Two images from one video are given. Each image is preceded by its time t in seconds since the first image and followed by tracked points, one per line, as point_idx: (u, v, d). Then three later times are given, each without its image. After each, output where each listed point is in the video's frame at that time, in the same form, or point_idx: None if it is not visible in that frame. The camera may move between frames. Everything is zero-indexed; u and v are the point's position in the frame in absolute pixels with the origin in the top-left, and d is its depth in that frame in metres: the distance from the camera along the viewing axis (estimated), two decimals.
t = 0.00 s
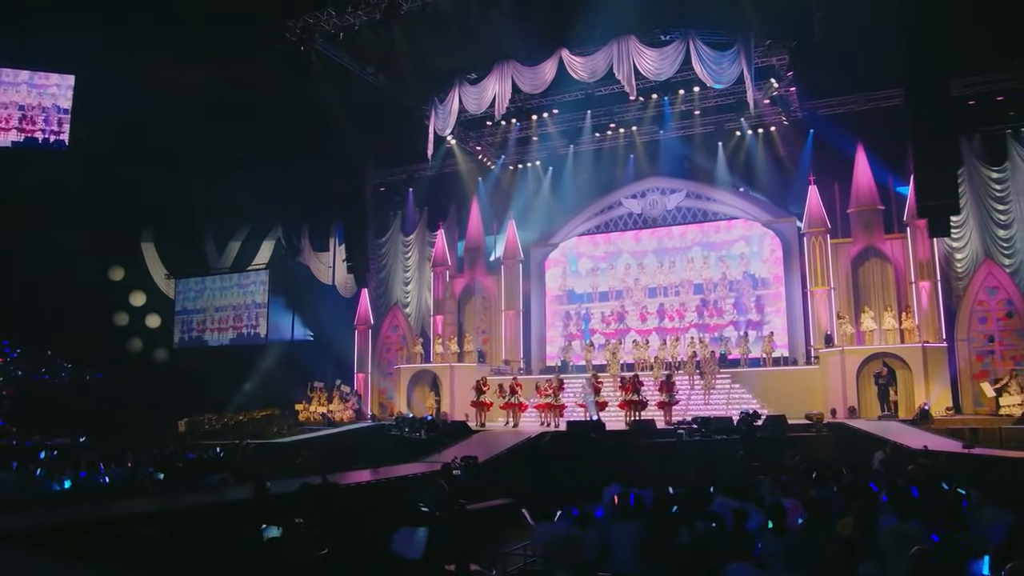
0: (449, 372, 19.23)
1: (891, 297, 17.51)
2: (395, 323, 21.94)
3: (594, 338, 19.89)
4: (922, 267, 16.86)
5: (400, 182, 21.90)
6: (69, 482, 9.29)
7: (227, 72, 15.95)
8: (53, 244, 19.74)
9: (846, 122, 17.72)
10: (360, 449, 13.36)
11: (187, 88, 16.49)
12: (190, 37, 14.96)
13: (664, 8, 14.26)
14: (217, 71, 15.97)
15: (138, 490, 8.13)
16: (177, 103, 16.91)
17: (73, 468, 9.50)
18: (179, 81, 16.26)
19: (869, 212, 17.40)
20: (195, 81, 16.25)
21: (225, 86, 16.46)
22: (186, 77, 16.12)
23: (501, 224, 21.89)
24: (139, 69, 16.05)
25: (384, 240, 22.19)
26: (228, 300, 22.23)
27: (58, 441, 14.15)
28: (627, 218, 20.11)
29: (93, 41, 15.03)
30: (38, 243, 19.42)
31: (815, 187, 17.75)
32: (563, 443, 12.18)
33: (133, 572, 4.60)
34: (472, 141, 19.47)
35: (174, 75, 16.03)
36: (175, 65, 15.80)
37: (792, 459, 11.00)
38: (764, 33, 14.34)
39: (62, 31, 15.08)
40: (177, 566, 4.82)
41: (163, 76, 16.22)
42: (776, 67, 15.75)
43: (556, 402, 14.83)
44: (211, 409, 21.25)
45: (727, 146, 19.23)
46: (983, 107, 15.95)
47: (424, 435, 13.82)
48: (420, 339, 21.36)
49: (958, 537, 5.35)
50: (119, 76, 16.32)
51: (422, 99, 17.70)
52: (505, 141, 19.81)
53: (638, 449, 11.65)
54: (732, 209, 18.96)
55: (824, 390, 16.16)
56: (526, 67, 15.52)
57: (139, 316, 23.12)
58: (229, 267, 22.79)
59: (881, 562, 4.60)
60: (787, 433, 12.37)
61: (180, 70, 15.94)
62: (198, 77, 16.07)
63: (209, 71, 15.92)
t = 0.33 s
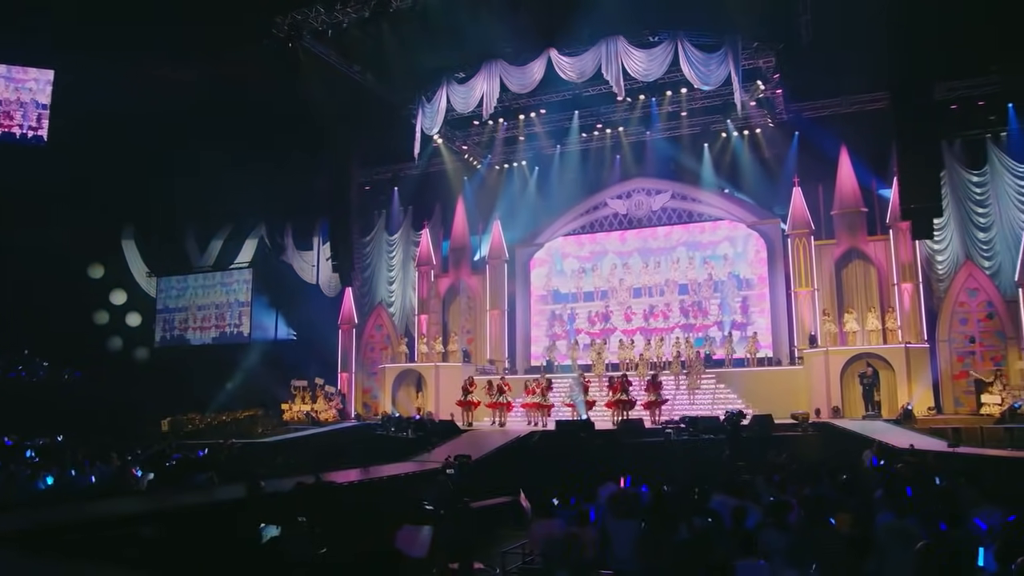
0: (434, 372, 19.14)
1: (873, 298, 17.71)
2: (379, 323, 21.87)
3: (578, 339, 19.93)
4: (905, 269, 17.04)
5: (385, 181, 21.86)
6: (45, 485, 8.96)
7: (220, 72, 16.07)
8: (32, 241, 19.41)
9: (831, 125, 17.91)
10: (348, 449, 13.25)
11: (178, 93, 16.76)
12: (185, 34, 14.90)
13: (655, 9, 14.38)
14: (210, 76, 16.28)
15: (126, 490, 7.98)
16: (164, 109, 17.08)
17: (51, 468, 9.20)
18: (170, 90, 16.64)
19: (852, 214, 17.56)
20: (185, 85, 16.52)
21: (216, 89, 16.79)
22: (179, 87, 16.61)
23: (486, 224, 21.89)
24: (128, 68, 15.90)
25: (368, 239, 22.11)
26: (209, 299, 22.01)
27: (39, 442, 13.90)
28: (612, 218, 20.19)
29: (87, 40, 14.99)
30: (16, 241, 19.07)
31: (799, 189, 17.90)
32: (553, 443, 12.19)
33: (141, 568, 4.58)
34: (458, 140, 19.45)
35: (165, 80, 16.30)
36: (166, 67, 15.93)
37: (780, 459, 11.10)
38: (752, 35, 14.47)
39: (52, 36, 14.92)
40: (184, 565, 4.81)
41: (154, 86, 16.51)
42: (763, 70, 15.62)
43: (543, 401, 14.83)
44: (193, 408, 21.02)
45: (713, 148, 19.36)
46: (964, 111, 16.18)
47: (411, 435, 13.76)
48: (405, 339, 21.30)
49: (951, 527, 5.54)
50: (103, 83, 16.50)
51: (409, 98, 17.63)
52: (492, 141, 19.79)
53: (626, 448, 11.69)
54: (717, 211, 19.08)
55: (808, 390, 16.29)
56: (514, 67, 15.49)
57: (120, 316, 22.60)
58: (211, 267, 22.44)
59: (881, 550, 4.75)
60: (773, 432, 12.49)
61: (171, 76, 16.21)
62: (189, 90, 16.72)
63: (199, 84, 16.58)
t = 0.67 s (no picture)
0: (417, 371, 19.11)
1: (854, 299, 17.88)
2: (361, 322, 21.78)
3: (561, 339, 19.95)
4: (885, 271, 17.20)
5: (368, 179, 21.79)
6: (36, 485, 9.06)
7: (206, 72, 15.74)
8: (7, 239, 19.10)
9: (813, 128, 18.08)
10: (333, 448, 13.19)
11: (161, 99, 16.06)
12: (175, 32, 14.79)
13: (643, 10, 14.51)
14: (195, 77, 15.79)
15: (116, 490, 7.89)
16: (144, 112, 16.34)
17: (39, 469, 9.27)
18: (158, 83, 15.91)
19: (833, 217, 17.75)
20: (169, 84, 15.77)
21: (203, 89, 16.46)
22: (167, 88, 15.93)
23: (470, 223, 21.87)
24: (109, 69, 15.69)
25: (350, 238, 22.02)
26: (188, 297, 21.51)
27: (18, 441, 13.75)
28: (596, 219, 20.24)
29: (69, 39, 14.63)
30: None
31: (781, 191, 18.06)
32: (540, 442, 12.24)
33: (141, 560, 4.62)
34: (442, 139, 19.41)
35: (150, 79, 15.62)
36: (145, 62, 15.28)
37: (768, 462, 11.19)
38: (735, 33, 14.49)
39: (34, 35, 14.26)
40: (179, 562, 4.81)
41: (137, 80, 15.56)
42: (747, 71, 15.58)
43: (529, 401, 14.85)
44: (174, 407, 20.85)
45: (697, 149, 19.48)
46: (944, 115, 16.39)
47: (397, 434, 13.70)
48: (387, 338, 21.23)
49: (941, 523, 5.65)
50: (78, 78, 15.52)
51: (394, 96, 17.58)
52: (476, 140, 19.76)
53: (613, 447, 11.74)
54: (699, 212, 19.22)
55: (789, 389, 16.44)
56: (500, 67, 15.71)
57: (98, 312, 22.23)
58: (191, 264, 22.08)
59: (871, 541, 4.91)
60: (759, 432, 12.60)
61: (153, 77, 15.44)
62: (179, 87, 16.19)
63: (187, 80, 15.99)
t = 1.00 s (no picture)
0: (402, 372, 18.97)
1: (837, 302, 18.10)
2: (346, 322, 21.72)
3: (546, 340, 20.00)
4: (867, 274, 17.39)
5: (354, 180, 21.74)
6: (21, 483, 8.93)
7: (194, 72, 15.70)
8: None
9: (798, 132, 18.26)
10: (322, 450, 13.13)
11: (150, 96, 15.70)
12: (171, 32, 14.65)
13: (630, 11, 14.60)
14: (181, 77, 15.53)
15: (106, 492, 7.78)
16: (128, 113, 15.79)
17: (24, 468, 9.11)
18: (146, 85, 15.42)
19: (817, 221, 17.89)
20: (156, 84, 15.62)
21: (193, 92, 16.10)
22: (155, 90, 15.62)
23: (456, 224, 21.86)
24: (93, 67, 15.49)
25: (335, 238, 21.97)
26: (171, 297, 21.10)
27: None
28: (583, 221, 20.33)
29: (56, 42, 13.87)
30: None
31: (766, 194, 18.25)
32: (530, 443, 12.25)
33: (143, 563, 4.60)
34: (429, 140, 19.41)
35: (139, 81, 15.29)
36: (135, 61, 14.73)
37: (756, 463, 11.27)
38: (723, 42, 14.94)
39: (27, 38, 13.65)
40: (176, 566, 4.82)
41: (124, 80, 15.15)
42: (734, 76, 15.86)
43: (517, 402, 14.86)
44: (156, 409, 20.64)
45: (684, 152, 19.59)
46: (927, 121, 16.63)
47: (386, 436, 13.66)
48: (372, 339, 21.20)
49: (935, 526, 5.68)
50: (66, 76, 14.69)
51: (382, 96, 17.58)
52: (463, 141, 19.77)
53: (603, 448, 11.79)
54: (685, 215, 19.36)
55: (774, 392, 16.62)
56: (489, 68, 15.82)
57: (79, 312, 21.68)
58: (174, 264, 21.57)
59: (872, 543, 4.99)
60: (746, 434, 12.66)
61: (140, 80, 15.17)
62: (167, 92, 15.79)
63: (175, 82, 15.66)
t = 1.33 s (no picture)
0: (389, 373, 18.88)
1: (823, 304, 18.24)
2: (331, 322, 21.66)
3: (533, 341, 20.04)
4: (851, 277, 17.53)
5: (341, 179, 21.78)
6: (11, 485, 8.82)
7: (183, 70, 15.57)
8: None
9: (783, 134, 18.51)
10: (310, 451, 13.06)
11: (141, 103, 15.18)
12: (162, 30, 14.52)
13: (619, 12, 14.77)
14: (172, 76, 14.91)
15: (96, 495, 7.64)
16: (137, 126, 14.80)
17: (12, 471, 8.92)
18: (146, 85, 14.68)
19: (803, 223, 18.05)
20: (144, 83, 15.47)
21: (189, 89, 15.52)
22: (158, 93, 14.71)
23: (442, 225, 21.84)
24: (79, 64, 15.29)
25: (321, 239, 21.75)
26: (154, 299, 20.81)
27: None
28: (570, 222, 20.39)
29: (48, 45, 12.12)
30: None
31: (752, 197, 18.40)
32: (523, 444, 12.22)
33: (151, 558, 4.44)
34: (418, 141, 19.41)
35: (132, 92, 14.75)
36: (131, 62, 13.86)
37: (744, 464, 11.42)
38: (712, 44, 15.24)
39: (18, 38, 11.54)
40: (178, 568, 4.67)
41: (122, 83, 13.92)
42: (723, 79, 16.64)
43: (505, 404, 14.88)
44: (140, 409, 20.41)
45: (671, 154, 19.68)
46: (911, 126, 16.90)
47: (375, 437, 13.62)
48: (359, 339, 21.17)
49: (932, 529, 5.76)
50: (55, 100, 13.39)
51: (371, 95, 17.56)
52: (452, 142, 19.78)
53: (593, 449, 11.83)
54: (672, 216, 19.46)
55: (760, 393, 16.74)
56: (479, 70, 15.98)
57: (59, 310, 20.71)
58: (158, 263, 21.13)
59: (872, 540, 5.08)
60: (734, 434, 12.76)
61: (136, 82, 14.37)
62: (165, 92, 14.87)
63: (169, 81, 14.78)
